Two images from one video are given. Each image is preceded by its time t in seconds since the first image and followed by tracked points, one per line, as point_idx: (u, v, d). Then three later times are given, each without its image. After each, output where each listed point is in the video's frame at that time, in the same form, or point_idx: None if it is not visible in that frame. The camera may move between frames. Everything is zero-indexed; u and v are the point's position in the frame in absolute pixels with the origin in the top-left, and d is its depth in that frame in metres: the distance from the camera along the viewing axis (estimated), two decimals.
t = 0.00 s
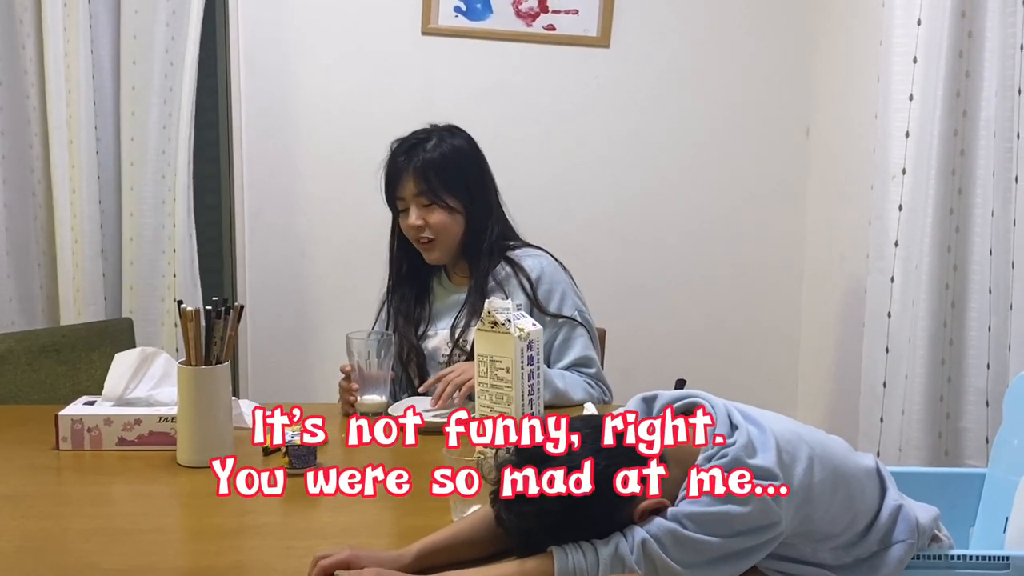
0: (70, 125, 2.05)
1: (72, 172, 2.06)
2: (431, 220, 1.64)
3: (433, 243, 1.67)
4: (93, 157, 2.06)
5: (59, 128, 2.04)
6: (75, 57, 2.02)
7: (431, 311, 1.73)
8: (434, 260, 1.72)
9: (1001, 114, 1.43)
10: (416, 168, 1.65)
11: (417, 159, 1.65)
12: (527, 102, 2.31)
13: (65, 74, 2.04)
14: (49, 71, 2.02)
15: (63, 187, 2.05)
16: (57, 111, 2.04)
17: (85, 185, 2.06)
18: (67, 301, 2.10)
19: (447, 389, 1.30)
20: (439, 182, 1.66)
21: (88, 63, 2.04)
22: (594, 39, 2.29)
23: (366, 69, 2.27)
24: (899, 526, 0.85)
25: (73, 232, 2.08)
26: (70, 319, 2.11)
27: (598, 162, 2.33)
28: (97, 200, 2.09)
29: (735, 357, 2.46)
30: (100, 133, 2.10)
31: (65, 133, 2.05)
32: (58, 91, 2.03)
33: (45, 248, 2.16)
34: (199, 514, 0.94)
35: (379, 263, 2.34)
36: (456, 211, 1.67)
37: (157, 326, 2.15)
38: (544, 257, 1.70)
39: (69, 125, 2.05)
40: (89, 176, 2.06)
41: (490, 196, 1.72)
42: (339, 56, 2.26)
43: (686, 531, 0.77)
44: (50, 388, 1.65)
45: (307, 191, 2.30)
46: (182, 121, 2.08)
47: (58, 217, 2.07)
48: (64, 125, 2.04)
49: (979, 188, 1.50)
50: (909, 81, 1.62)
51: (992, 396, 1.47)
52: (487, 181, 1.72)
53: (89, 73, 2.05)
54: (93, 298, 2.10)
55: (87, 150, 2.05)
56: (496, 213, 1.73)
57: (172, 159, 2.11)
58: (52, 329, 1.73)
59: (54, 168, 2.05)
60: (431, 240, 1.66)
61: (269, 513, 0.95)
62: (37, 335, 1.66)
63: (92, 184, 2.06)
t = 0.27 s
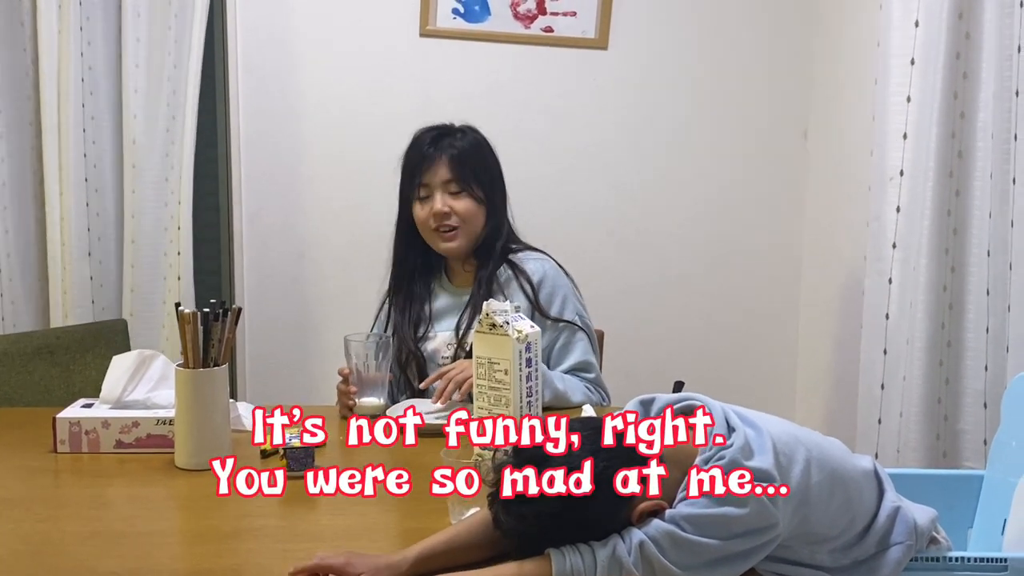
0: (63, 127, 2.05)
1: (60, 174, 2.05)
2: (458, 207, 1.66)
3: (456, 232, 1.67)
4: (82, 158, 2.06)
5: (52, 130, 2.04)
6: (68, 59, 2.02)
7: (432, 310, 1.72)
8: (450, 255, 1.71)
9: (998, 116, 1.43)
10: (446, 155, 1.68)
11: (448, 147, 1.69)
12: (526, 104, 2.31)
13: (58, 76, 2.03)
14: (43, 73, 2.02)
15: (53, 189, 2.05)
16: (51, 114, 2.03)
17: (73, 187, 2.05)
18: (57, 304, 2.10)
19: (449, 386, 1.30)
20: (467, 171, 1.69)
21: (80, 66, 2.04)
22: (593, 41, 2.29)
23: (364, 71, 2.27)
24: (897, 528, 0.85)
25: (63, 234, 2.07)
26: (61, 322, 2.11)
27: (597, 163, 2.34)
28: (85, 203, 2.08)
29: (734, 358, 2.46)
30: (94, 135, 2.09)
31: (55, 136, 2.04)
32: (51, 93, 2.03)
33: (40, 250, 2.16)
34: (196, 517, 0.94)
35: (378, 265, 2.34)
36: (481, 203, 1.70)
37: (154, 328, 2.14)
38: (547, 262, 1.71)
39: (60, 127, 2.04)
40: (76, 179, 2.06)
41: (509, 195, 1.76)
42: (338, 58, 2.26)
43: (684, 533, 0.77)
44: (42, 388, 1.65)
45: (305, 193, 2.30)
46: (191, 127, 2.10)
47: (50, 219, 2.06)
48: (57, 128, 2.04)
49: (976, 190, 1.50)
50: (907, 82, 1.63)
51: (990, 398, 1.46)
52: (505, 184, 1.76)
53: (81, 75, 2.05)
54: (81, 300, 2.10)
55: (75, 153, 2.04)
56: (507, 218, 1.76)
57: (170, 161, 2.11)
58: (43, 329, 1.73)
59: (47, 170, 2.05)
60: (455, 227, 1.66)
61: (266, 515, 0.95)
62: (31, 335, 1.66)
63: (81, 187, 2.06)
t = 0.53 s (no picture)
0: (56, 127, 2.04)
1: (54, 174, 2.05)
2: (477, 199, 1.66)
3: (471, 224, 1.67)
4: (77, 157, 2.06)
5: (46, 129, 2.04)
6: (63, 59, 2.01)
7: (433, 307, 1.71)
8: (458, 248, 1.70)
9: (997, 115, 1.43)
10: (471, 148, 1.70)
11: (474, 141, 1.71)
12: (524, 104, 2.31)
13: (52, 76, 2.03)
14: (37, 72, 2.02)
15: (47, 188, 2.04)
16: (45, 114, 2.03)
17: (67, 186, 2.05)
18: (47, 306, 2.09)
19: (451, 385, 1.29)
20: (489, 166, 1.70)
21: (75, 65, 2.04)
22: (591, 40, 2.29)
23: (363, 70, 2.27)
24: (896, 527, 0.85)
25: (54, 234, 2.06)
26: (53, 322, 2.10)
27: (596, 163, 2.34)
28: (79, 203, 2.08)
29: (733, 358, 2.46)
30: (90, 135, 2.09)
31: (51, 135, 2.04)
32: (45, 92, 2.02)
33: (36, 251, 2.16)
34: (195, 517, 0.94)
35: (377, 265, 2.34)
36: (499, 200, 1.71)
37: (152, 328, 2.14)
38: (549, 262, 1.70)
39: (55, 126, 2.03)
40: (70, 178, 2.05)
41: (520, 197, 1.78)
42: (337, 57, 2.26)
43: (683, 533, 0.77)
44: (43, 389, 1.65)
45: (304, 193, 2.30)
46: (190, 127, 2.10)
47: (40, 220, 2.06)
48: (52, 127, 2.04)
49: (975, 189, 1.50)
50: (906, 82, 1.63)
51: (989, 398, 1.46)
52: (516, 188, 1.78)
53: (75, 74, 2.04)
54: (70, 300, 2.08)
55: (71, 153, 2.04)
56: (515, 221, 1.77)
57: (168, 160, 2.10)
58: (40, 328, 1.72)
59: (42, 170, 2.04)
60: (471, 219, 1.66)
61: (265, 515, 0.95)
62: (26, 336, 1.65)
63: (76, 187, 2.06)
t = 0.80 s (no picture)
0: (57, 127, 2.04)
1: (56, 174, 2.05)
2: (477, 196, 1.66)
3: (471, 221, 1.67)
4: (78, 157, 2.06)
5: (46, 129, 2.04)
6: (63, 59, 2.01)
7: (433, 307, 1.70)
8: (457, 246, 1.70)
9: (995, 115, 1.43)
10: (473, 146, 1.70)
11: (477, 138, 1.72)
12: (523, 104, 2.31)
13: (53, 76, 2.03)
14: (37, 72, 2.02)
15: (48, 188, 2.05)
16: (45, 114, 2.03)
17: (70, 188, 2.05)
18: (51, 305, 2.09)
19: (450, 385, 1.30)
20: (492, 165, 1.70)
21: (77, 66, 2.04)
22: (589, 40, 2.29)
23: (361, 70, 2.27)
24: (894, 526, 0.85)
25: (57, 234, 2.07)
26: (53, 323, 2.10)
27: (594, 163, 2.34)
28: (84, 204, 2.08)
29: (732, 358, 2.46)
30: (90, 135, 2.09)
31: (51, 135, 2.04)
32: (45, 92, 2.03)
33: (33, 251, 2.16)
34: (194, 517, 0.94)
35: (376, 265, 2.34)
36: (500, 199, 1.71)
37: (149, 329, 2.14)
38: (549, 262, 1.70)
39: (56, 126, 2.03)
40: (74, 180, 2.05)
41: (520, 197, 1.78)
42: (335, 57, 2.26)
43: (682, 532, 0.77)
44: (32, 387, 1.64)
45: (303, 193, 2.30)
46: (186, 126, 2.09)
47: (43, 219, 2.06)
48: (52, 126, 2.04)
49: (973, 189, 1.50)
50: (904, 81, 1.63)
51: (987, 397, 1.46)
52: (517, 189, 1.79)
53: (76, 74, 2.04)
54: (76, 301, 2.09)
55: (73, 153, 2.04)
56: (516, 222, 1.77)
57: (166, 160, 2.10)
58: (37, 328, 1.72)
59: (40, 169, 2.04)
60: (471, 216, 1.67)
61: (264, 516, 0.94)
62: (18, 334, 1.66)
63: (77, 188, 2.06)
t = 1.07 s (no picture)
0: (55, 126, 2.04)
1: (54, 174, 2.05)
2: (473, 198, 1.66)
3: (466, 223, 1.67)
4: (77, 157, 2.05)
5: (45, 128, 2.04)
6: (62, 58, 2.01)
7: (431, 305, 1.71)
8: (452, 247, 1.70)
9: (994, 113, 1.43)
10: (470, 147, 1.71)
11: (474, 139, 1.72)
12: (521, 103, 2.31)
13: (51, 75, 2.03)
14: (36, 72, 2.01)
15: (47, 187, 2.05)
16: (44, 113, 2.03)
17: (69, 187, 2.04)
18: (49, 305, 2.09)
19: (449, 388, 1.30)
20: (488, 166, 1.70)
21: (76, 65, 2.03)
22: (588, 40, 2.29)
23: (360, 70, 2.27)
24: (893, 524, 0.84)
25: (57, 234, 2.07)
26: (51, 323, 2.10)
27: (593, 162, 2.34)
28: (80, 202, 2.08)
29: (730, 357, 2.46)
30: (89, 134, 2.09)
31: (50, 134, 2.04)
32: (44, 92, 2.02)
33: (30, 251, 2.15)
34: (192, 517, 0.94)
35: (375, 264, 2.34)
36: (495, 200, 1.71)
37: (148, 328, 2.14)
38: (546, 260, 1.70)
39: (55, 125, 2.03)
40: (73, 178, 2.05)
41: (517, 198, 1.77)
42: (333, 57, 2.26)
43: (680, 532, 0.77)
44: (36, 386, 1.64)
45: (302, 193, 2.30)
46: (184, 126, 2.09)
47: (42, 219, 2.05)
48: (50, 126, 2.04)
49: (971, 188, 1.50)
50: (902, 81, 1.63)
51: (986, 396, 1.46)
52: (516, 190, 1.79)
53: (75, 73, 2.04)
54: (74, 301, 2.09)
55: (72, 152, 2.04)
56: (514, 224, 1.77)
57: (165, 159, 2.10)
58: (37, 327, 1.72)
59: (38, 169, 2.04)
60: (466, 218, 1.67)
61: (263, 515, 0.95)
62: (20, 334, 1.65)
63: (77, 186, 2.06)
